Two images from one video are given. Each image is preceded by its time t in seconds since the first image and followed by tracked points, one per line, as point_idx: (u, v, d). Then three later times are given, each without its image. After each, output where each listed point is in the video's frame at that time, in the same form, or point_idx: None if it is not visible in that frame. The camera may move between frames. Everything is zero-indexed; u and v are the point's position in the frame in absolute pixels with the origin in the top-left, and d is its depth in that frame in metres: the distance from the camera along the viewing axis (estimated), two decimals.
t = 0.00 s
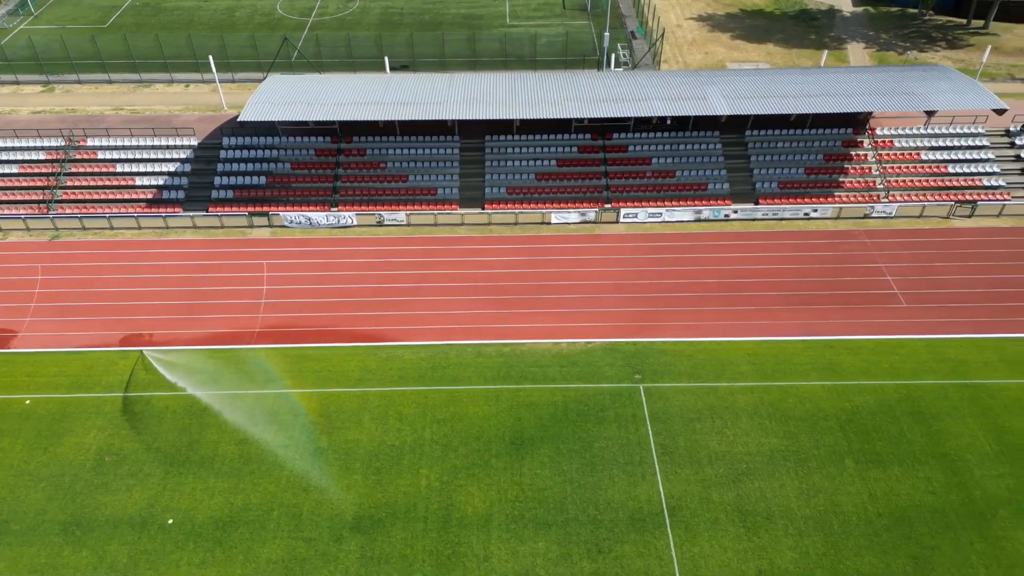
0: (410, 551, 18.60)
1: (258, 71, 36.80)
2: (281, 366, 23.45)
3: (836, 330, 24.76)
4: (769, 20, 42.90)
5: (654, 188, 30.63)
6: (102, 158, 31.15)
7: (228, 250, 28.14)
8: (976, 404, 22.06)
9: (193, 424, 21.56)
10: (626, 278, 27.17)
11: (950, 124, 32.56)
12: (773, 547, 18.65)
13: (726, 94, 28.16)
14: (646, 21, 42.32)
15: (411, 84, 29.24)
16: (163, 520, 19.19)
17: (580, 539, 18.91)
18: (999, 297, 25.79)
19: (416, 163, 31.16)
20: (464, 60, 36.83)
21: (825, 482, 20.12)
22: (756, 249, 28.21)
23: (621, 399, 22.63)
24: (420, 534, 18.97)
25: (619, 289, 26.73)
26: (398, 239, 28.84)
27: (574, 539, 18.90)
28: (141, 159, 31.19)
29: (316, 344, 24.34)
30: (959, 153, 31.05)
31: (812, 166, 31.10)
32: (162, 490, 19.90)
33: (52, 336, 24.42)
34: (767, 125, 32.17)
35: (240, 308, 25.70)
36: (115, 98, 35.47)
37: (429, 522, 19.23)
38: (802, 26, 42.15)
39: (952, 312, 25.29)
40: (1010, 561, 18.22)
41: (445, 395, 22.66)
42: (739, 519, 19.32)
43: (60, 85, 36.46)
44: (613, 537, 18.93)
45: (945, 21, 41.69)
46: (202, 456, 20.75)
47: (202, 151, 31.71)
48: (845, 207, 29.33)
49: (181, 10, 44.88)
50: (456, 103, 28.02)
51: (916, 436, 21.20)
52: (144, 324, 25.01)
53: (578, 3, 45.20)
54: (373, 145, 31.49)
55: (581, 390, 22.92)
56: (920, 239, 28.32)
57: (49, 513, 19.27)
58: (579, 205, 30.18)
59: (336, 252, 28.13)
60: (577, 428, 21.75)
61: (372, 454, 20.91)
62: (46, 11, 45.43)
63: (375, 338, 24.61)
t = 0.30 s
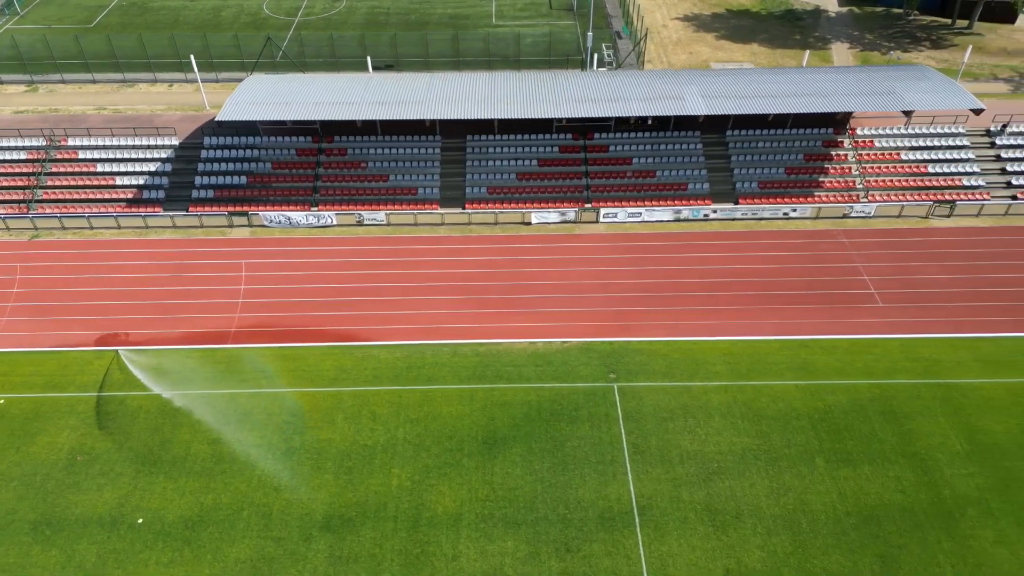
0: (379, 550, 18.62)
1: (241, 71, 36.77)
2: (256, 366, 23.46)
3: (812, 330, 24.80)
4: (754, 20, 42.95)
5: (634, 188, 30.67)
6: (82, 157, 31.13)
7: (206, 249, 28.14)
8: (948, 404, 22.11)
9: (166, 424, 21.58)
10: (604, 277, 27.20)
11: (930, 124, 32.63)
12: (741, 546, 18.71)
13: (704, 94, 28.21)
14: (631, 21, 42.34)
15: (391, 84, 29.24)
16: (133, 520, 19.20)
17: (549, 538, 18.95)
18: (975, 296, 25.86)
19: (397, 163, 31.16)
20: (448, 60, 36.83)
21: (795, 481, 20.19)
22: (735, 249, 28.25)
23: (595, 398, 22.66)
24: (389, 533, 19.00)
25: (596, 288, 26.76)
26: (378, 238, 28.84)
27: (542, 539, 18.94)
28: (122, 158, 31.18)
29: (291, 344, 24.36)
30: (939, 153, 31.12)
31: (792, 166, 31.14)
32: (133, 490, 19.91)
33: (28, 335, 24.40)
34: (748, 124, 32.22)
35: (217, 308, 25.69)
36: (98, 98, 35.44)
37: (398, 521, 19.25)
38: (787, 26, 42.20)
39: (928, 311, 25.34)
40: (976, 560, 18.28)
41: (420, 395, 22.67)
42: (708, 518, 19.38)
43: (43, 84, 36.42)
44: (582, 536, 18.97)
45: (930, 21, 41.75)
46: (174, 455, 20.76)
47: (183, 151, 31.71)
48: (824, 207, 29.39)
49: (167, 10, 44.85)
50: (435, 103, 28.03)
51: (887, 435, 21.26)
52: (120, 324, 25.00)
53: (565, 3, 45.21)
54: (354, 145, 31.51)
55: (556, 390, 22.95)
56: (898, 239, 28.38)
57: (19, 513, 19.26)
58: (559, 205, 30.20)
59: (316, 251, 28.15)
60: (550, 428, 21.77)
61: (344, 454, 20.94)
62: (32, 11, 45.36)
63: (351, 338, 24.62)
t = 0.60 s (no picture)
0: (347, 550, 18.62)
1: (225, 71, 36.77)
2: (231, 365, 23.50)
3: (787, 329, 24.86)
4: (739, 20, 43.00)
5: (614, 188, 30.71)
6: (63, 157, 31.14)
7: (185, 249, 28.15)
8: (920, 403, 22.15)
9: (139, 423, 21.60)
10: (582, 277, 27.25)
11: (911, 124, 32.67)
12: (708, 545, 18.76)
13: (682, 95, 28.27)
14: (616, 21, 42.38)
15: (370, 83, 29.26)
16: (102, 519, 19.21)
17: (517, 537, 18.97)
18: (951, 296, 25.93)
19: (377, 163, 31.17)
20: (431, 60, 36.85)
21: (765, 480, 20.24)
22: (713, 249, 28.31)
23: (569, 398, 22.69)
24: (358, 532, 19.00)
25: (573, 288, 26.80)
26: (357, 238, 28.83)
27: (510, 538, 18.96)
28: (102, 158, 31.18)
29: (267, 343, 24.40)
30: (919, 153, 31.18)
31: (772, 166, 31.18)
32: (103, 489, 19.91)
33: (3, 335, 24.39)
34: (729, 124, 32.26)
35: (194, 308, 25.71)
36: (80, 98, 35.43)
37: (367, 521, 19.26)
38: (772, 26, 42.25)
39: (903, 311, 25.41)
40: (942, 559, 18.32)
41: (393, 394, 22.68)
42: (677, 517, 19.43)
43: (26, 84, 36.40)
44: (550, 535, 19.01)
45: (915, 21, 41.80)
46: (145, 455, 20.77)
47: (164, 151, 31.73)
48: (802, 208, 29.45)
49: (153, 10, 44.84)
50: (413, 103, 28.05)
51: (858, 435, 21.31)
52: (96, 323, 25.00)
53: (551, 3, 45.23)
54: (334, 144, 31.55)
55: (530, 389, 22.96)
56: (875, 239, 28.45)
57: None
58: (539, 205, 30.21)
59: (294, 251, 28.15)
60: (522, 427, 21.77)
61: (315, 454, 20.95)
62: (18, 10, 45.30)
63: (326, 338, 24.64)
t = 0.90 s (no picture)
0: (313, 549, 18.66)
1: (207, 70, 36.76)
2: (205, 365, 23.56)
3: (761, 329, 24.96)
4: (724, 20, 43.04)
5: (593, 188, 30.76)
6: (42, 157, 31.13)
7: (163, 249, 28.17)
8: (890, 403, 22.21)
9: (111, 422, 21.64)
10: (559, 277, 27.31)
11: (890, 124, 32.71)
12: (675, 543, 18.83)
13: (659, 95, 28.38)
14: (601, 21, 42.42)
15: (349, 84, 29.37)
16: (70, 518, 19.24)
17: (485, 536, 19.02)
18: (925, 296, 26.01)
19: (357, 162, 31.17)
20: (414, 60, 36.86)
21: (733, 479, 20.31)
22: (690, 249, 28.40)
23: (541, 397, 22.74)
24: (325, 532, 19.03)
25: (550, 288, 26.85)
26: (335, 238, 28.82)
27: (478, 538, 18.99)
28: (82, 158, 31.18)
29: (242, 343, 24.45)
30: (898, 153, 31.23)
31: (751, 166, 31.24)
32: (72, 489, 19.94)
33: None
34: (709, 124, 32.32)
35: (170, 307, 25.74)
36: (62, 97, 35.42)
37: (335, 521, 19.27)
38: (756, 26, 42.29)
39: (877, 310, 25.50)
40: (907, 558, 18.37)
41: (366, 394, 22.68)
42: (644, 516, 19.49)
43: (8, 84, 36.40)
44: (517, 534, 19.07)
45: (899, 21, 41.82)
46: (115, 455, 20.81)
47: (144, 151, 31.75)
48: (780, 207, 29.51)
49: (139, 10, 44.82)
50: (390, 104, 28.14)
51: (828, 434, 21.38)
52: (71, 322, 25.02)
53: (537, 3, 45.26)
54: (315, 144, 31.58)
55: (503, 388, 22.99)
56: (852, 239, 28.53)
57: None
58: (519, 205, 30.21)
59: (272, 250, 28.17)
60: (493, 427, 21.79)
61: (285, 454, 20.97)
62: (3, 10, 45.26)
63: (301, 338, 24.67)
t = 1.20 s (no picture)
0: (279, 548, 18.67)
1: (189, 70, 36.72)
2: (177, 364, 23.57)
3: (735, 329, 25.02)
4: (708, 20, 43.08)
5: (571, 188, 30.79)
6: (21, 156, 31.10)
7: (140, 249, 28.16)
8: (860, 402, 22.27)
9: (81, 422, 21.64)
10: (535, 276, 27.34)
11: (869, 124, 32.74)
12: (640, 543, 18.87)
13: (636, 95, 28.42)
14: (586, 21, 42.44)
15: (327, 84, 29.37)
16: (37, 518, 19.22)
17: (451, 535, 19.02)
18: (900, 296, 26.05)
19: (336, 162, 31.18)
20: (396, 59, 36.86)
21: (701, 478, 20.38)
22: (666, 249, 28.45)
23: (513, 397, 22.75)
24: (292, 531, 19.05)
25: (526, 287, 26.87)
26: (312, 238, 28.81)
27: (445, 537, 18.99)
28: (60, 157, 31.16)
29: (215, 342, 24.45)
30: (876, 153, 31.25)
31: (730, 166, 31.31)
32: (39, 489, 19.92)
33: None
34: (688, 124, 32.36)
35: (145, 307, 25.73)
36: (43, 97, 35.39)
37: (302, 520, 19.28)
38: (740, 26, 42.33)
39: (851, 310, 25.54)
40: (872, 557, 18.41)
41: (338, 394, 22.68)
42: (611, 515, 19.53)
43: None
44: (483, 534, 19.07)
45: (882, 21, 41.88)
46: (85, 454, 20.80)
47: (123, 151, 31.76)
48: (757, 207, 29.55)
49: (124, 10, 44.78)
50: (367, 103, 28.12)
51: (797, 433, 21.45)
52: (45, 322, 25.00)
53: (522, 3, 45.26)
54: (294, 143, 31.58)
55: (475, 388, 22.99)
56: (829, 239, 28.57)
57: None
58: (497, 204, 30.22)
59: (249, 250, 28.18)
60: (464, 426, 21.79)
61: (254, 453, 20.99)
62: None
63: (276, 337, 24.67)
